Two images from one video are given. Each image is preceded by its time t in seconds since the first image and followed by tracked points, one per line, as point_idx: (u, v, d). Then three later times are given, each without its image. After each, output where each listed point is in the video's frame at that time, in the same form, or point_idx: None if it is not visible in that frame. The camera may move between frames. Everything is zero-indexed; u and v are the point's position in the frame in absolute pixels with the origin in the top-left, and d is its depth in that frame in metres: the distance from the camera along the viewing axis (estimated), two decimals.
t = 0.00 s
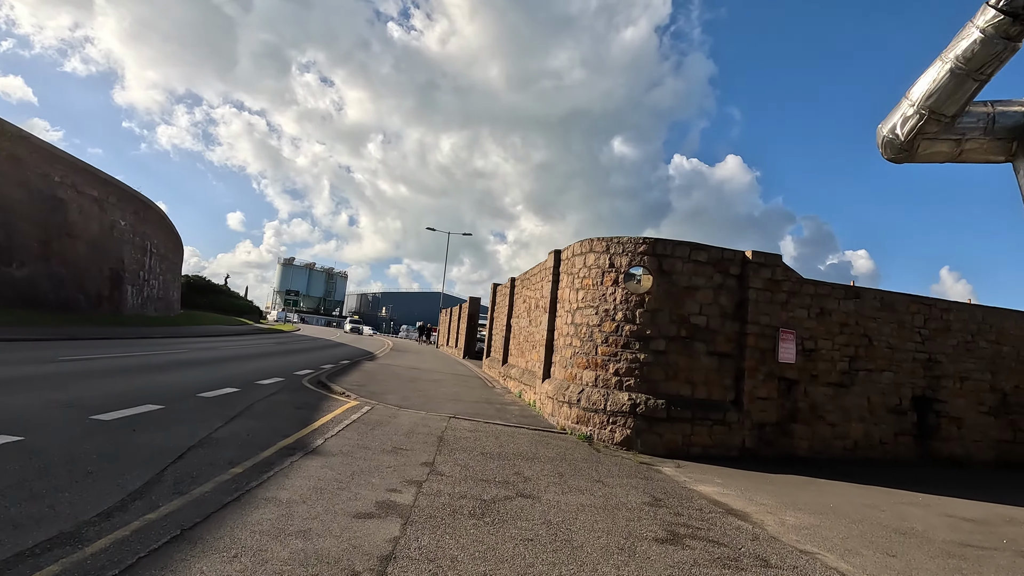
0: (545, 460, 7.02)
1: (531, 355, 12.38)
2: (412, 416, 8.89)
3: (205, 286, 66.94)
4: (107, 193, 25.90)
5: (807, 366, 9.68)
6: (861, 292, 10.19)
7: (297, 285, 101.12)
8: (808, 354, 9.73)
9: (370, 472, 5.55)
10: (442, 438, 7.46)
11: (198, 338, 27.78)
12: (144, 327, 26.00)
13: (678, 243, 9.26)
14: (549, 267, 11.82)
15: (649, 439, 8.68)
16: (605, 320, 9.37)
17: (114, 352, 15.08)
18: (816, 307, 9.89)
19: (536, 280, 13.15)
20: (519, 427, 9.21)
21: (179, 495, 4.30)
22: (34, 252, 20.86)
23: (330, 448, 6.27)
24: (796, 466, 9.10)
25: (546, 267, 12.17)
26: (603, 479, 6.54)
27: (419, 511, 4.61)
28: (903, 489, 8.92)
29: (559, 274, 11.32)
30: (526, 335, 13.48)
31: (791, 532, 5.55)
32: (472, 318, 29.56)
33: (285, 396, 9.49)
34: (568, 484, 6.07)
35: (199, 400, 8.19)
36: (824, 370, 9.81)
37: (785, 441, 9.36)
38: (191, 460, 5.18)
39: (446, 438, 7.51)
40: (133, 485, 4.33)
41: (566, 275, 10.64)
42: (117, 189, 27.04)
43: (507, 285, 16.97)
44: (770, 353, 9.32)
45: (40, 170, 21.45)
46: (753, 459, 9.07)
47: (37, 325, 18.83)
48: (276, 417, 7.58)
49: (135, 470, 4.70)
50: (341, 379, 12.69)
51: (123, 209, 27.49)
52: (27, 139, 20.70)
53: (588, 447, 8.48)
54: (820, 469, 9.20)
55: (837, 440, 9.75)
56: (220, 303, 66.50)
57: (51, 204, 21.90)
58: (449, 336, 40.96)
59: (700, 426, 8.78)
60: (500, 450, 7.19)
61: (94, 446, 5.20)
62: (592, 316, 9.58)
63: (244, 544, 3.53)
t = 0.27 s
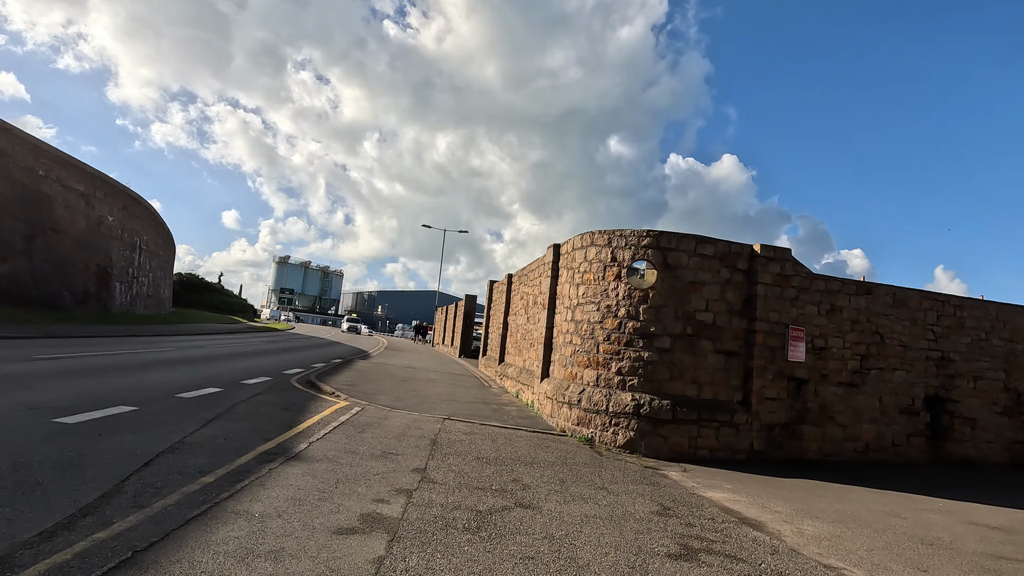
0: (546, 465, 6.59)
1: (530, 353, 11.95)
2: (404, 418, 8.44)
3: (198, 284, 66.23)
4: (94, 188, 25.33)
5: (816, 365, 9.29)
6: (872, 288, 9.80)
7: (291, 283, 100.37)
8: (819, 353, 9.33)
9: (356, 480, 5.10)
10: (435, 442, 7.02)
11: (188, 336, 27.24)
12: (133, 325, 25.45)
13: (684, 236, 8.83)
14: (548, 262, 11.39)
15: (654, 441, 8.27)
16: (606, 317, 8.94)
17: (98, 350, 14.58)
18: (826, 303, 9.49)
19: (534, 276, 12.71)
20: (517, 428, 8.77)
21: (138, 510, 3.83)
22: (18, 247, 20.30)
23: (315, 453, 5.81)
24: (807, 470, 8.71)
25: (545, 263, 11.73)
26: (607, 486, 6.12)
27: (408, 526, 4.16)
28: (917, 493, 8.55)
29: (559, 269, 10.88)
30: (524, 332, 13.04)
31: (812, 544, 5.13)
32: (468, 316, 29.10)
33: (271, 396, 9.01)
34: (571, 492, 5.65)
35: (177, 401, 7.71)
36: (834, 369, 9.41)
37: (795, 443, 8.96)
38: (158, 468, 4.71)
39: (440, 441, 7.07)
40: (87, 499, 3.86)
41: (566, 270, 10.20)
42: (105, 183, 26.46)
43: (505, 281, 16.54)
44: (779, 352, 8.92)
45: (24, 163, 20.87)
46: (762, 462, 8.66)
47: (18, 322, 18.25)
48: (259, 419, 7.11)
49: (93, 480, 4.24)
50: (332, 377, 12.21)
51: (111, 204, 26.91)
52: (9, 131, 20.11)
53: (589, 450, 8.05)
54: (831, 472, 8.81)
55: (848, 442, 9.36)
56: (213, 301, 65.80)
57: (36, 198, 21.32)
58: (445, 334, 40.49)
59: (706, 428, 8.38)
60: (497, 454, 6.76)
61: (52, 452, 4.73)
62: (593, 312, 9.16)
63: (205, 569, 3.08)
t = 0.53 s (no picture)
0: (545, 480, 6.14)
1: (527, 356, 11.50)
2: (394, 426, 7.97)
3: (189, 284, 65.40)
4: (79, 185, 24.70)
5: (827, 370, 8.88)
6: (883, 289, 9.41)
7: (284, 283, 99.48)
8: (829, 357, 8.93)
9: (337, 501, 4.63)
10: (427, 454, 6.56)
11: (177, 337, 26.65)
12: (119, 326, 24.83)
13: (689, 234, 8.41)
14: (546, 262, 10.95)
15: (658, 451, 7.83)
16: (608, 319, 8.51)
17: (77, 352, 14.02)
18: (836, 305, 9.09)
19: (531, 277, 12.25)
20: (513, 438, 8.31)
21: (83, 543, 3.35)
22: None
23: (294, 469, 5.33)
24: (818, 480, 8.29)
25: (543, 262, 11.29)
26: (612, 503, 5.68)
27: (393, 556, 3.71)
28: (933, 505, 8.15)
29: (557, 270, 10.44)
30: (520, 335, 12.58)
31: (837, 569, 4.71)
32: (463, 317, 28.61)
33: (253, 402, 8.50)
34: (573, 512, 5.20)
35: (150, 409, 7.21)
36: (845, 374, 9.01)
37: (805, 451, 8.55)
38: (115, 489, 4.22)
39: (431, 453, 6.61)
40: (25, 530, 3.38)
41: (565, 270, 9.77)
42: (91, 180, 25.82)
43: (501, 282, 16.08)
44: (789, 356, 8.50)
45: (4, 159, 20.24)
46: (771, 472, 8.24)
47: None
48: (237, 429, 6.61)
49: (37, 505, 3.75)
50: (320, 382, 11.69)
51: (97, 202, 26.29)
52: None
53: (591, 460, 7.61)
54: (843, 482, 8.40)
55: (859, 450, 8.96)
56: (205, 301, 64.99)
57: (17, 196, 20.70)
58: (439, 335, 39.97)
59: (714, 437, 7.96)
60: (493, 468, 6.30)
61: None
62: (593, 315, 8.72)
63: None
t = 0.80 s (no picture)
0: (550, 490, 5.71)
1: (526, 357, 11.07)
2: (387, 431, 7.51)
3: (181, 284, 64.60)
4: (65, 182, 24.07)
5: (841, 370, 8.50)
6: (898, 286, 9.03)
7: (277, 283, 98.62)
8: (843, 357, 8.54)
9: (323, 518, 4.18)
10: (422, 462, 6.12)
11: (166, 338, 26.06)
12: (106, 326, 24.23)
13: (698, 228, 8.00)
14: (546, 258, 10.52)
15: (667, 456, 7.42)
16: (613, 317, 8.08)
17: (58, 353, 13.48)
18: (850, 302, 8.71)
19: (530, 274, 11.81)
20: (513, 443, 7.88)
21: (25, 573, 2.89)
22: None
23: (277, 480, 4.87)
24: (833, 486, 7.90)
25: (543, 259, 10.86)
26: (623, 516, 5.26)
27: None
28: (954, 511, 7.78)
29: (558, 266, 10.00)
30: (519, 335, 12.14)
31: None
32: (458, 317, 28.13)
33: (238, 406, 8.03)
34: (582, 527, 4.78)
35: (125, 414, 6.73)
36: (860, 375, 8.63)
37: (819, 455, 8.16)
38: (71, 507, 3.75)
39: (427, 461, 6.17)
40: None
41: (567, 267, 9.33)
42: (77, 178, 25.20)
43: (498, 280, 15.65)
44: (802, 356, 8.11)
45: None
46: (784, 477, 7.84)
47: None
48: (217, 436, 6.14)
49: None
50: (310, 383, 11.21)
51: (84, 200, 25.67)
52: None
53: (596, 467, 7.18)
54: (859, 487, 8.01)
55: (874, 453, 8.58)
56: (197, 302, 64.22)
57: None
58: (434, 335, 39.48)
59: (725, 441, 7.55)
60: (493, 477, 5.86)
61: None
62: (597, 312, 8.29)
63: None
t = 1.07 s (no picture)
0: (554, 507, 5.27)
1: (525, 359, 10.63)
2: (378, 440, 7.05)
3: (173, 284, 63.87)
4: (51, 179, 23.48)
5: (856, 375, 8.10)
6: (914, 286, 8.65)
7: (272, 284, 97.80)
8: (858, 361, 8.15)
9: (303, 545, 3.71)
10: (415, 475, 5.67)
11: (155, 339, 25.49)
12: (93, 326, 23.65)
13: (708, 225, 7.59)
14: (546, 257, 10.09)
15: (676, 466, 6.99)
16: (618, 319, 7.66)
17: (38, 354, 12.96)
18: (865, 303, 8.31)
19: (530, 274, 11.37)
20: (512, 451, 7.43)
21: None
22: None
23: (254, 500, 4.41)
24: (849, 496, 7.49)
25: (543, 258, 10.42)
26: (635, 537, 4.82)
27: None
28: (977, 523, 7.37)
29: (559, 265, 9.56)
30: (518, 337, 11.70)
31: None
32: (454, 318, 27.64)
33: (219, 412, 7.54)
34: (590, 550, 4.35)
35: (95, 422, 6.24)
36: (875, 379, 8.23)
37: (834, 464, 7.75)
38: (13, 536, 3.28)
39: (420, 474, 5.72)
40: None
41: (569, 266, 8.90)
42: (65, 174, 24.62)
43: (496, 280, 15.21)
44: (817, 359, 7.70)
45: None
46: (798, 488, 7.43)
47: None
48: (192, 447, 5.66)
49: None
50: (299, 387, 10.72)
51: (71, 197, 25.08)
52: None
53: (601, 478, 6.75)
54: (876, 498, 7.60)
55: (891, 462, 8.17)
56: (189, 302, 63.47)
57: None
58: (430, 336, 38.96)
59: (736, 450, 7.13)
60: (492, 492, 5.42)
61: None
62: (601, 313, 7.86)
63: None
